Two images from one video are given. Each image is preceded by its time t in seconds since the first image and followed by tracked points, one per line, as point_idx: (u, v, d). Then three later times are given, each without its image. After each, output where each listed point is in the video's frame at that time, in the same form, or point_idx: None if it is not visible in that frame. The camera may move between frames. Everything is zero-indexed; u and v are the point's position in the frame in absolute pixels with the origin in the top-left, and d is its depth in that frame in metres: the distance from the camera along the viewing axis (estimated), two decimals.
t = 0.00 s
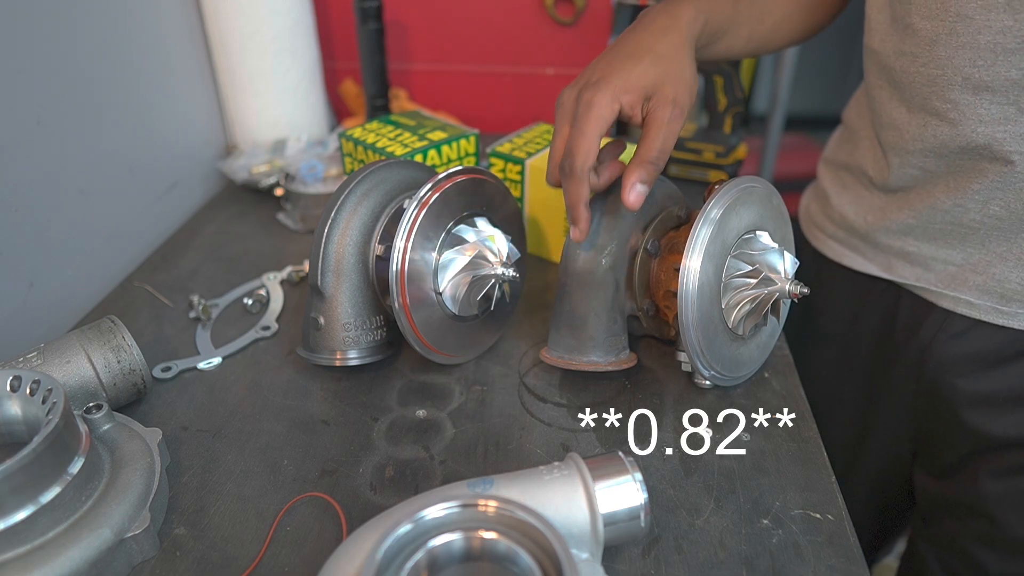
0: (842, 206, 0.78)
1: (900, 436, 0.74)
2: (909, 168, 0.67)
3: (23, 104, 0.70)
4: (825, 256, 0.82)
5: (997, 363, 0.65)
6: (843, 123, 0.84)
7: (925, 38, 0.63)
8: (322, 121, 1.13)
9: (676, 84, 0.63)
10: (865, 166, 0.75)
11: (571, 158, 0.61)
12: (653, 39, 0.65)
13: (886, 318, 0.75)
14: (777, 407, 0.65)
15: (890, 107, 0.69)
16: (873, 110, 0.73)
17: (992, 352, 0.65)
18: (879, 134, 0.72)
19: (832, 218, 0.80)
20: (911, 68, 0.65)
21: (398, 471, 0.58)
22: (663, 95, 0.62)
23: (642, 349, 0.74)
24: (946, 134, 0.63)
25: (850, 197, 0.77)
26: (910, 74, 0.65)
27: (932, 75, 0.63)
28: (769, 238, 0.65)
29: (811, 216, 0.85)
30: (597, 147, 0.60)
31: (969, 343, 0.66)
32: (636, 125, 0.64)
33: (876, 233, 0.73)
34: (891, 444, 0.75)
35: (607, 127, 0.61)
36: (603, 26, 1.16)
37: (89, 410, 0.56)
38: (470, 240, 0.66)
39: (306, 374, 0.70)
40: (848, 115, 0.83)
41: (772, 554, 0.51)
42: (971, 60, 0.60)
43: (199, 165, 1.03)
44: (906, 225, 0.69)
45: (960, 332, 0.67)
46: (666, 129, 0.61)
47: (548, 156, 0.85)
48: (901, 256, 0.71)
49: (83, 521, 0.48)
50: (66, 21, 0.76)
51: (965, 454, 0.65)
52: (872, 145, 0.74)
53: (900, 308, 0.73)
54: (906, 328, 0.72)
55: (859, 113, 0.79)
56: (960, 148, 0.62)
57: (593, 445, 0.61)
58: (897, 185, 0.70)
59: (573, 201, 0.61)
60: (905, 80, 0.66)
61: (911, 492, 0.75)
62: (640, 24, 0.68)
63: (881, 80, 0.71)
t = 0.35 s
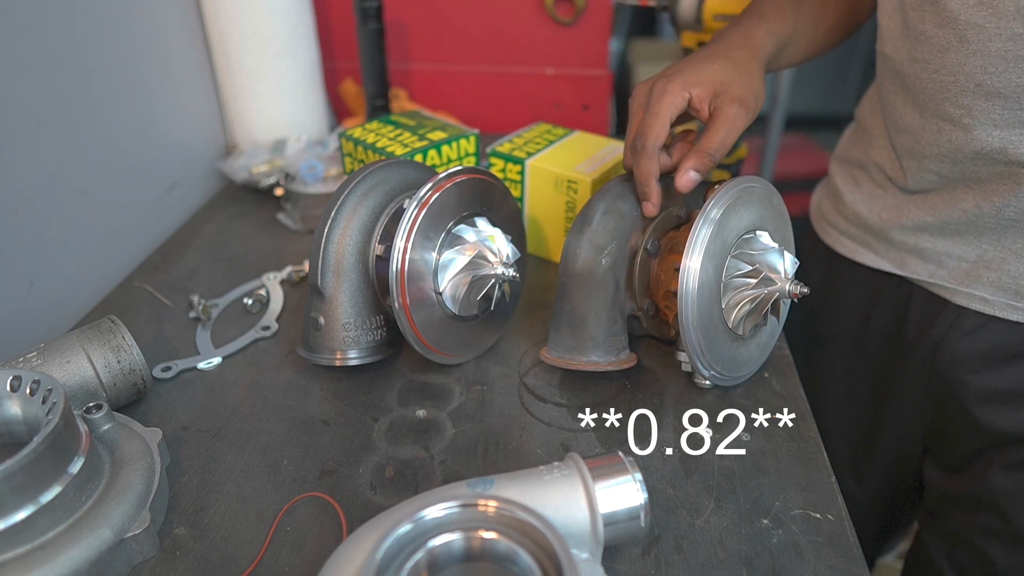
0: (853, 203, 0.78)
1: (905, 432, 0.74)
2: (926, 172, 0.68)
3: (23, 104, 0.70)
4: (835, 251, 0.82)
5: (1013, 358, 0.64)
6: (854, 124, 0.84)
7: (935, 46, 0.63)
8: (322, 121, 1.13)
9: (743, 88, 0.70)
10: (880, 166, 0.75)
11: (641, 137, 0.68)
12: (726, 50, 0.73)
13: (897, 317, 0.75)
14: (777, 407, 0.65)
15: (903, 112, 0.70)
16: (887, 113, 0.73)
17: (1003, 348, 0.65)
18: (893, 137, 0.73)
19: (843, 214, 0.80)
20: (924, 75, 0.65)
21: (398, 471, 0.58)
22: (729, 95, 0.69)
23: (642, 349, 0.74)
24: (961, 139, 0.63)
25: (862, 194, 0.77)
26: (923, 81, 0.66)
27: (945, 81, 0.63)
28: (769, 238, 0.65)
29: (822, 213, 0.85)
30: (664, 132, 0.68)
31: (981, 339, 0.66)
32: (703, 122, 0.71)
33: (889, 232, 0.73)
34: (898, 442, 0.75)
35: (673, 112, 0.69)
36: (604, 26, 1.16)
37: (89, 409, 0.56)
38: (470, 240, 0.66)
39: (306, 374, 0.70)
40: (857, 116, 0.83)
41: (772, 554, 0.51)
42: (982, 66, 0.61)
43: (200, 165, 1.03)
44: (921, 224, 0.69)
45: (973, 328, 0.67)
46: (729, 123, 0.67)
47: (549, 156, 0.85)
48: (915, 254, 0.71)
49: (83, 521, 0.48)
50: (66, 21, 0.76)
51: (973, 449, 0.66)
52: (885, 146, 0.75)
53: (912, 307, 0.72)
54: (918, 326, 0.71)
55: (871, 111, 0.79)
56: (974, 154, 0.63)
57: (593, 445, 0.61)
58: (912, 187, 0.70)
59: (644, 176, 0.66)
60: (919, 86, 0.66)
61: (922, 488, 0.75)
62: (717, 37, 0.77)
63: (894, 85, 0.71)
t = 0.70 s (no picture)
0: (868, 197, 0.77)
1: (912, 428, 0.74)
2: (943, 175, 0.68)
3: (23, 104, 0.71)
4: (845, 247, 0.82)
5: (1023, 352, 0.64)
6: (868, 121, 0.84)
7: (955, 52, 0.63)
8: (322, 121, 1.13)
9: (751, 23, 0.70)
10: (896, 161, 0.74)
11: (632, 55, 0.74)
12: None
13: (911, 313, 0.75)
14: (777, 407, 0.65)
15: (922, 115, 0.70)
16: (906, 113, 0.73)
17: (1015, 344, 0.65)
18: (912, 135, 0.73)
19: (857, 207, 0.80)
20: (943, 81, 0.65)
21: (398, 471, 0.58)
22: (733, 26, 0.70)
23: (642, 349, 0.73)
24: (979, 143, 0.63)
25: (877, 188, 0.77)
26: (942, 86, 0.65)
27: (964, 87, 0.63)
28: (769, 238, 0.65)
29: (835, 205, 0.85)
30: (654, 53, 0.73)
31: (993, 334, 0.66)
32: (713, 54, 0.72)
33: (905, 228, 0.72)
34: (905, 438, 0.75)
35: (673, 40, 0.73)
36: (604, 26, 1.16)
37: (90, 410, 0.56)
38: (470, 240, 0.66)
39: (306, 374, 0.70)
40: (872, 112, 0.83)
41: (772, 554, 0.51)
42: (1001, 72, 0.61)
43: (200, 165, 1.03)
44: (939, 220, 0.69)
45: (986, 322, 0.67)
46: (733, 52, 0.67)
47: (549, 156, 0.85)
48: (930, 248, 0.71)
49: (83, 521, 0.48)
50: (66, 20, 0.76)
51: (982, 441, 0.66)
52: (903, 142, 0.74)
53: (925, 302, 0.72)
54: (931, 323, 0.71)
55: (887, 107, 0.79)
56: (992, 158, 0.63)
57: (593, 445, 0.61)
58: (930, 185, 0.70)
59: (623, 88, 0.72)
60: (938, 91, 0.66)
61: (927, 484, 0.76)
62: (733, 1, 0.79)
63: (913, 88, 0.71)
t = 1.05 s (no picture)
0: (905, 200, 0.75)
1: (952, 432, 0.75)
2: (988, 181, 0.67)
3: (24, 104, 0.71)
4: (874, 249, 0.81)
5: None
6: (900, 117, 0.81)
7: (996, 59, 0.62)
8: (322, 121, 1.13)
9: (756, 45, 0.69)
10: (935, 163, 0.72)
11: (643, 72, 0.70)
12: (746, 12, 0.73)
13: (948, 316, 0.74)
14: (777, 406, 0.65)
15: (963, 122, 0.68)
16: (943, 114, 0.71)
17: None
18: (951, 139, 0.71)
19: (891, 208, 0.78)
20: (985, 88, 0.64)
21: (398, 471, 0.58)
22: (741, 48, 0.68)
23: (642, 349, 0.73)
24: None
25: (915, 191, 0.74)
26: (985, 91, 0.64)
27: (1008, 94, 0.62)
28: (769, 238, 0.65)
29: (868, 208, 0.82)
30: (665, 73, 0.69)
31: None
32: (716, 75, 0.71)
33: (949, 234, 0.71)
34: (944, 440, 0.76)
35: (681, 61, 0.70)
36: (604, 26, 1.16)
37: (89, 410, 0.56)
38: (470, 240, 0.66)
39: (306, 374, 0.70)
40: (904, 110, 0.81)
41: (772, 554, 0.51)
42: None
43: (200, 165, 1.03)
44: (983, 225, 0.68)
45: None
46: (740, 77, 0.66)
47: (549, 156, 0.85)
48: (972, 252, 0.70)
49: (83, 521, 0.48)
50: (66, 20, 0.76)
51: None
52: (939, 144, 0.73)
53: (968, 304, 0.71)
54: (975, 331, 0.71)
55: (921, 107, 0.77)
56: None
57: (593, 445, 0.61)
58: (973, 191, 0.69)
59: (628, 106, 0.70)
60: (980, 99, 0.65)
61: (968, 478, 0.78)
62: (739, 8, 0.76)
63: (951, 94, 0.69)
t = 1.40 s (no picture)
0: (1004, 215, 0.74)
1: None
2: None
3: (24, 103, 0.71)
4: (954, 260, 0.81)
5: None
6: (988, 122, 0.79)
7: None
8: (322, 121, 1.13)
9: (777, 113, 0.75)
10: None
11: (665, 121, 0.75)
12: (776, 76, 0.78)
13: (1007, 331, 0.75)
14: (777, 406, 0.65)
15: None
16: None
17: None
18: None
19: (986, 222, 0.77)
20: None
21: (398, 471, 0.58)
22: (761, 116, 0.75)
23: (642, 349, 0.73)
24: None
25: (1016, 208, 0.74)
26: None
27: None
28: (769, 238, 0.65)
29: (952, 217, 0.82)
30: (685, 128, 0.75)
31: None
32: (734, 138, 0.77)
33: None
34: None
35: (703, 117, 0.76)
36: (603, 26, 1.16)
37: (90, 409, 0.56)
38: (470, 240, 0.66)
39: (306, 374, 0.70)
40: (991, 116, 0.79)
41: (772, 554, 0.51)
42: None
43: (200, 165, 1.03)
44: None
45: None
46: (755, 144, 0.73)
47: (549, 156, 0.85)
48: None
49: (82, 521, 0.48)
50: (66, 20, 0.76)
51: None
52: None
53: None
54: None
55: (1018, 119, 0.75)
56: None
57: (593, 445, 0.61)
58: None
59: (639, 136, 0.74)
60: None
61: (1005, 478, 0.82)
62: (773, 67, 0.81)
63: None
